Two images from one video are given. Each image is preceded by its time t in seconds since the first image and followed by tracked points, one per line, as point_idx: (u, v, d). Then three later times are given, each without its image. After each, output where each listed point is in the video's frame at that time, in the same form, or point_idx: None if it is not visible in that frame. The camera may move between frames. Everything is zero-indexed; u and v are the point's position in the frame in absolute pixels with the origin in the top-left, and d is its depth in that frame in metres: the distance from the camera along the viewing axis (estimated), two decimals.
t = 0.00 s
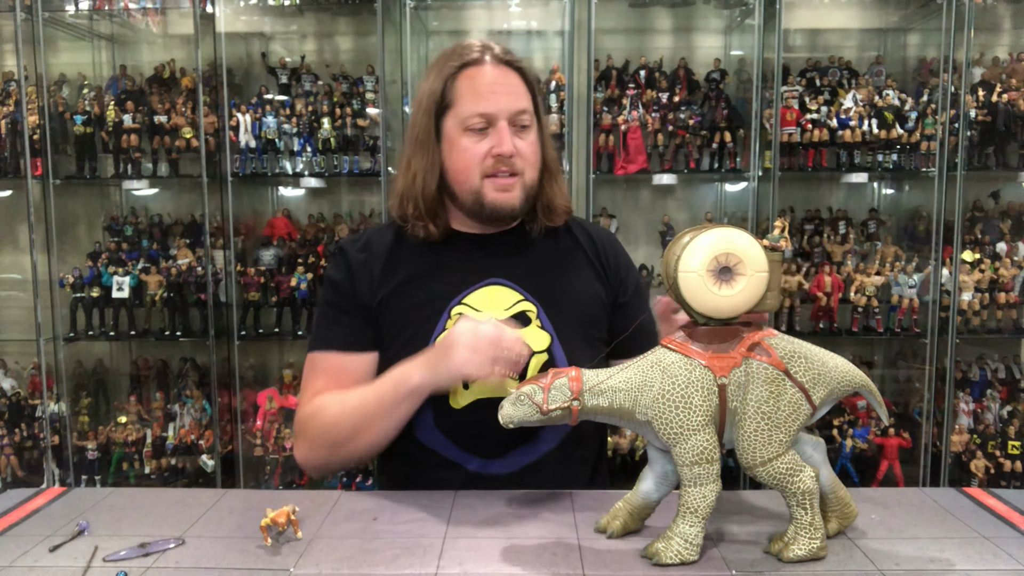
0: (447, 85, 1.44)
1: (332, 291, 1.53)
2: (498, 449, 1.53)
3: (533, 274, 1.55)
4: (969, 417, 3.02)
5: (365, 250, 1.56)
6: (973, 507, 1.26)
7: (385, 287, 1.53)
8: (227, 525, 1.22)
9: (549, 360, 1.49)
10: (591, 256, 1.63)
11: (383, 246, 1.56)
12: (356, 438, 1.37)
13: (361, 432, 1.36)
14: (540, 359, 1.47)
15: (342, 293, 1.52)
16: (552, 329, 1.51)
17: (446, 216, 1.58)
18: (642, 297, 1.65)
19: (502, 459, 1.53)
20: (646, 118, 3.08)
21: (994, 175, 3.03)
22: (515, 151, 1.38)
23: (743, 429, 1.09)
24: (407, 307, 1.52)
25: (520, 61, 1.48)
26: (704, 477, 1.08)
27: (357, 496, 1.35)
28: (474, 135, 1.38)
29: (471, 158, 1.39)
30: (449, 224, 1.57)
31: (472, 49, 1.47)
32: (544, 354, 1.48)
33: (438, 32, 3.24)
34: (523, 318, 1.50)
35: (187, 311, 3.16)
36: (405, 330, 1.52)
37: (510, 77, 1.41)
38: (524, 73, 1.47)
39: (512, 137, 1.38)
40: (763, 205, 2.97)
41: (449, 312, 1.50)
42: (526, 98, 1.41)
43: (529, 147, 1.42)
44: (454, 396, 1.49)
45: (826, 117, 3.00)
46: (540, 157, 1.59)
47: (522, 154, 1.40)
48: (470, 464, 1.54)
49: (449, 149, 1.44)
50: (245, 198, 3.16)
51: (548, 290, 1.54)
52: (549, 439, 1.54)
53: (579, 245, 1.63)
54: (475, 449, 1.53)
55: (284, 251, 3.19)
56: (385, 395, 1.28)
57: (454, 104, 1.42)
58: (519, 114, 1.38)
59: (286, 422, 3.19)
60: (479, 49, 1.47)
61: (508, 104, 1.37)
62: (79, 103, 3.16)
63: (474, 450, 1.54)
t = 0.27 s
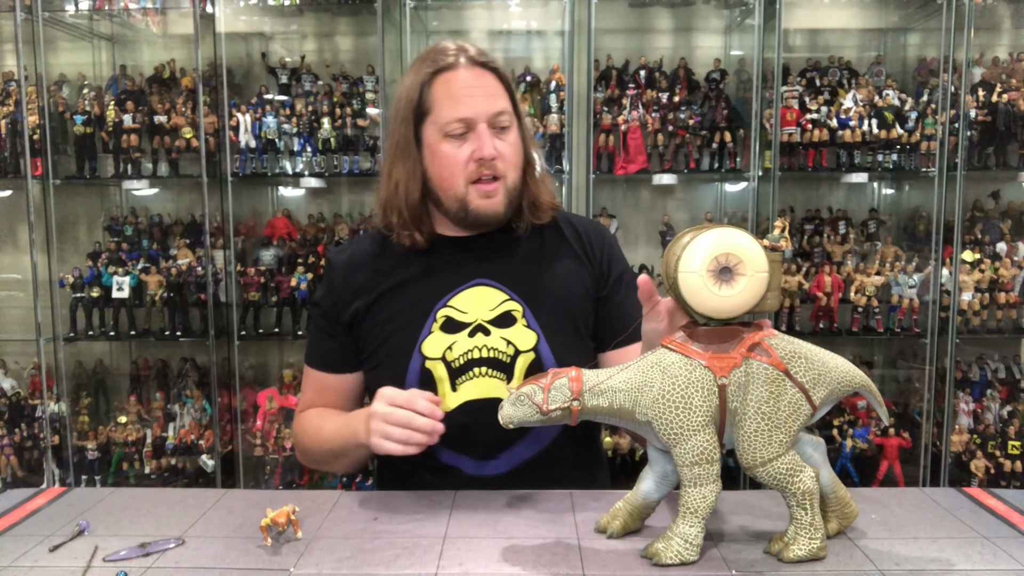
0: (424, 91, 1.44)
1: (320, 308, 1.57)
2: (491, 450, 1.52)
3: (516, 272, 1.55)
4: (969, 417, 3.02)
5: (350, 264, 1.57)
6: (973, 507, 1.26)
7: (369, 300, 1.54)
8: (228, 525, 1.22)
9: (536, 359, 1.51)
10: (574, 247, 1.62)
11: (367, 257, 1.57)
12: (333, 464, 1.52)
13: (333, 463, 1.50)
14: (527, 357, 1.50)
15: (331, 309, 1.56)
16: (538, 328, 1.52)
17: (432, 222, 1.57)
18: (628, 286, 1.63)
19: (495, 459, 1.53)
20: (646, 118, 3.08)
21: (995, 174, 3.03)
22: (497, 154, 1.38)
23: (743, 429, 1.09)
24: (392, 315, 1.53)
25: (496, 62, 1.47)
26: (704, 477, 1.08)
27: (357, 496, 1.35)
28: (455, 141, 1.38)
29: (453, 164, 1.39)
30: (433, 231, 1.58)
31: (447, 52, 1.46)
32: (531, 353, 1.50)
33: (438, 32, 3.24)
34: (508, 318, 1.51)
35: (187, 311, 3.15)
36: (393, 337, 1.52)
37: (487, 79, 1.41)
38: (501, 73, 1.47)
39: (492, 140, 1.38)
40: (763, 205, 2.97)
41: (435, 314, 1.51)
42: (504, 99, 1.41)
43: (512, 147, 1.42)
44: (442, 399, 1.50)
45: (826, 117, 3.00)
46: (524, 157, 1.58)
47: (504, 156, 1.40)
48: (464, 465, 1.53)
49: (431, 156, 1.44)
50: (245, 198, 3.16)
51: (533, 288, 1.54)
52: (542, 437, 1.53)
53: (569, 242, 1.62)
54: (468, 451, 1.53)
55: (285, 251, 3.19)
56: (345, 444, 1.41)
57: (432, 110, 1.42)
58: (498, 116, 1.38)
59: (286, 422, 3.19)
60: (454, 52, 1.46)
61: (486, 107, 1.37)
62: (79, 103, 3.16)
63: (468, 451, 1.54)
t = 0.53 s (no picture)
0: (414, 92, 1.45)
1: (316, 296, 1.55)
2: (480, 447, 1.54)
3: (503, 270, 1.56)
4: (969, 417, 3.02)
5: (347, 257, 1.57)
6: (973, 508, 1.26)
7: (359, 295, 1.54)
8: (228, 526, 1.22)
9: (524, 357, 1.52)
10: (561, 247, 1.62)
11: (360, 254, 1.57)
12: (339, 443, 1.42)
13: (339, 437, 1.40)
14: (514, 355, 1.51)
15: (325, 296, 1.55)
16: (527, 326, 1.53)
17: (419, 221, 1.59)
18: (617, 286, 1.62)
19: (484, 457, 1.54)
20: (646, 118, 3.08)
21: (995, 174, 3.03)
22: (486, 155, 1.38)
23: (743, 429, 1.09)
24: (381, 315, 1.53)
25: (487, 63, 1.48)
26: (704, 477, 1.08)
27: (357, 496, 1.35)
28: (443, 141, 1.39)
29: (442, 165, 1.40)
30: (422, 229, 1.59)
31: (439, 53, 1.47)
32: (518, 350, 1.51)
33: (438, 32, 3.24)
34: (496, 316, 1.52)
35: (187, 311, 3.15)
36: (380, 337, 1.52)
37: (477, 80, 1.42)
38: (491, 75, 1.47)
39: (481, 141, 1.38)
40: (763, 205, 2.97)
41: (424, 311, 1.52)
42: (494, 101, 1.42)
43: (501, 149, 1.42)
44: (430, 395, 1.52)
45: (826, 117, 3.00)
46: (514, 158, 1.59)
47: (493, 157, 1.40)
48: (453, 462, 1.55)
49: (420, 156, 1.45)
50: (245, 198, 3.16)
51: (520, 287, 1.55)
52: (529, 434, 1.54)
53: (563, 241, 1.62)
54: (457, 448, 1.54)
55: (285, 251, 3.19)
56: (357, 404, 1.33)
57: (422, 111, 1.43)
58: (487, 117, 1.39)
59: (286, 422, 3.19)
60: (445, 52, 1.47)
61: (476, 108, 1.38)
62: (79, 103, 3.16)
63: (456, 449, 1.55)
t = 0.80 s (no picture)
0: (437, 90, 1.39)
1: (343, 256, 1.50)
2: (489, 440, 1.52)
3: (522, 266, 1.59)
4: (969, 417, 3.01)
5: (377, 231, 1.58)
6: (973, 508, 1.26)
7: (397, 262, 1.55)
8: (228, 525, 1.22)
9: (539, 352, 1.50)
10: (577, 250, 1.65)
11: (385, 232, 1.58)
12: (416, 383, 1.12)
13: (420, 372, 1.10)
14: (530, 349, 1.48)
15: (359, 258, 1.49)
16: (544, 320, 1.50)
17: (432, 216, 1.58)
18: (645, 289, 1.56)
19: (490, 450, 1.53)
20: (646, 118, 3.08)
21: (995, 174, 3.03)
22: (505, 155, 1.34)
23: (743, 429, 1.09)
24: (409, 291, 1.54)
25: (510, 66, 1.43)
26: (704, 477, 1.08)
27: (357, 496, 1.35)
28: (464, 139, 1.34)
29: (459, 163, 1.36)
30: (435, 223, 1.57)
31: (462, 53, 1.41)
32: (534, 345, 1.49)
33: (438, 32, 3.25)
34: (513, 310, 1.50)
35: (187, 311, 3.15)
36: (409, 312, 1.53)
37: (499, 80, 1.37)
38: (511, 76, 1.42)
39: (502, 141, 1.34)
40: (763, 205, 2.97)
41: (448, 299, 1.53)
42: (516, 101, 1.37)
43: (520, 150, 1.38)
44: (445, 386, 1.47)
45: (826, 117, 3.00)
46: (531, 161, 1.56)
47: (512, 157, 1.36)
48: (459, 453, 1.53)
49: (438, 153, 1.40)
50: (244, 199, 3.16)
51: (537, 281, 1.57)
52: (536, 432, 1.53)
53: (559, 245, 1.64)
54: (468, 440, 1.52)
55: (285, 251, 3.19)
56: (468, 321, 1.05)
57: (441, 107, 1.38)
58: (509, 117, 1.34)
59: (286, 422, 3.19)
60: (469, 53, 1.41)
61: (497, 108, 1.33)
62: (79, 103, 3.16)
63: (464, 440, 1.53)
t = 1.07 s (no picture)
0: (493, 86, 1.45)
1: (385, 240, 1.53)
2: (524, 436, 1.55)
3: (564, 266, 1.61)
4: (969, 417, 3.01)
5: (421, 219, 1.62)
6: (973, 507, 1.26)
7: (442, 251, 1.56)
8: (228, 525, 1.22)
9: (576, 350, 1.53)
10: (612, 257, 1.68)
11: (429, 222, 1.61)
12: (462, 365, 1.17)
13: (466, 353, 1.16)
14: (568, 347, 1.52)
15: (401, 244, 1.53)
16: (581, 320, 1.54)
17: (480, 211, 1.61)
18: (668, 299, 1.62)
19: (523, 445, 1.55)
20: (646, 118, 3.08)
21: (995, 174, 3.03)
22: (554, 151, 1.40)
23: (744, 429, 1.09)
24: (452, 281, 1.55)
25: (564, 69, 1.49)
26: (705, 478, 1.07)
27: (357, 496, 1.35)
28: (516, 133, 1.40)
29: (509, 155, 1.41)
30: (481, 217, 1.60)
31: (518, 53, 1.47)
32: (572, 342, 1.53)
33: (439, 32, 3.26)
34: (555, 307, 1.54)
35: (187, 311, 3.15)
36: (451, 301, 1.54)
37: (554, 81, 1.43)
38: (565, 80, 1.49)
39: (552, 137, 1.40)
40: (763, 205, 2.97)
41: (488, 291, 1.54)
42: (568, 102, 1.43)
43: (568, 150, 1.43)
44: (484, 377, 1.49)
45: (826, 117, 3.00)
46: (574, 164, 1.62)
47: (560, 155, 1.42)
48: (490, 446, 1.54)
49: (490, 144, 1.46)
50: (244, 198, 3.16)
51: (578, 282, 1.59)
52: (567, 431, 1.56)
53: (558, 246, 1.64)
54: (500, 435, 1.54)
55: (284, 251, 3.19)
56: (515, 305, 1.10)
57: (497, 102, 1.44)
58: (562, 116, 1.40)
59: (286, 422, 3.19)
60: (525, 53, 1.47)
61: (552, 105, 1.38)
62: (79, 103, 3.16)
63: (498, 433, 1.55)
